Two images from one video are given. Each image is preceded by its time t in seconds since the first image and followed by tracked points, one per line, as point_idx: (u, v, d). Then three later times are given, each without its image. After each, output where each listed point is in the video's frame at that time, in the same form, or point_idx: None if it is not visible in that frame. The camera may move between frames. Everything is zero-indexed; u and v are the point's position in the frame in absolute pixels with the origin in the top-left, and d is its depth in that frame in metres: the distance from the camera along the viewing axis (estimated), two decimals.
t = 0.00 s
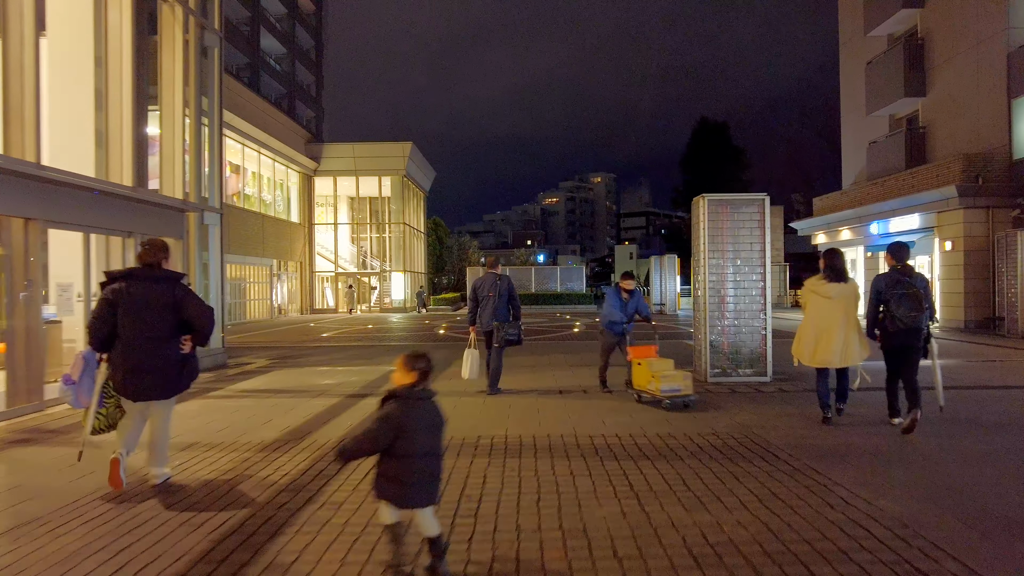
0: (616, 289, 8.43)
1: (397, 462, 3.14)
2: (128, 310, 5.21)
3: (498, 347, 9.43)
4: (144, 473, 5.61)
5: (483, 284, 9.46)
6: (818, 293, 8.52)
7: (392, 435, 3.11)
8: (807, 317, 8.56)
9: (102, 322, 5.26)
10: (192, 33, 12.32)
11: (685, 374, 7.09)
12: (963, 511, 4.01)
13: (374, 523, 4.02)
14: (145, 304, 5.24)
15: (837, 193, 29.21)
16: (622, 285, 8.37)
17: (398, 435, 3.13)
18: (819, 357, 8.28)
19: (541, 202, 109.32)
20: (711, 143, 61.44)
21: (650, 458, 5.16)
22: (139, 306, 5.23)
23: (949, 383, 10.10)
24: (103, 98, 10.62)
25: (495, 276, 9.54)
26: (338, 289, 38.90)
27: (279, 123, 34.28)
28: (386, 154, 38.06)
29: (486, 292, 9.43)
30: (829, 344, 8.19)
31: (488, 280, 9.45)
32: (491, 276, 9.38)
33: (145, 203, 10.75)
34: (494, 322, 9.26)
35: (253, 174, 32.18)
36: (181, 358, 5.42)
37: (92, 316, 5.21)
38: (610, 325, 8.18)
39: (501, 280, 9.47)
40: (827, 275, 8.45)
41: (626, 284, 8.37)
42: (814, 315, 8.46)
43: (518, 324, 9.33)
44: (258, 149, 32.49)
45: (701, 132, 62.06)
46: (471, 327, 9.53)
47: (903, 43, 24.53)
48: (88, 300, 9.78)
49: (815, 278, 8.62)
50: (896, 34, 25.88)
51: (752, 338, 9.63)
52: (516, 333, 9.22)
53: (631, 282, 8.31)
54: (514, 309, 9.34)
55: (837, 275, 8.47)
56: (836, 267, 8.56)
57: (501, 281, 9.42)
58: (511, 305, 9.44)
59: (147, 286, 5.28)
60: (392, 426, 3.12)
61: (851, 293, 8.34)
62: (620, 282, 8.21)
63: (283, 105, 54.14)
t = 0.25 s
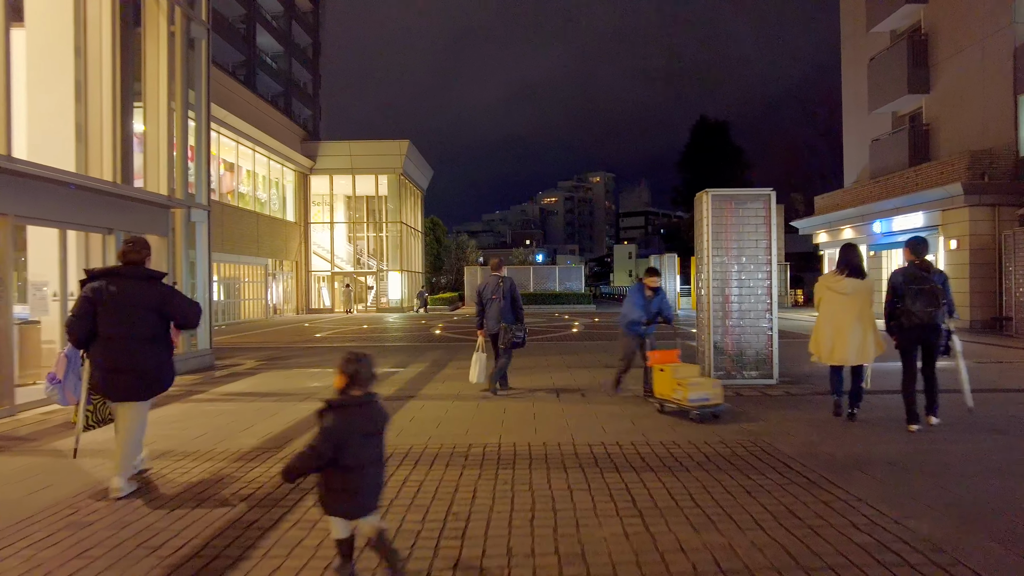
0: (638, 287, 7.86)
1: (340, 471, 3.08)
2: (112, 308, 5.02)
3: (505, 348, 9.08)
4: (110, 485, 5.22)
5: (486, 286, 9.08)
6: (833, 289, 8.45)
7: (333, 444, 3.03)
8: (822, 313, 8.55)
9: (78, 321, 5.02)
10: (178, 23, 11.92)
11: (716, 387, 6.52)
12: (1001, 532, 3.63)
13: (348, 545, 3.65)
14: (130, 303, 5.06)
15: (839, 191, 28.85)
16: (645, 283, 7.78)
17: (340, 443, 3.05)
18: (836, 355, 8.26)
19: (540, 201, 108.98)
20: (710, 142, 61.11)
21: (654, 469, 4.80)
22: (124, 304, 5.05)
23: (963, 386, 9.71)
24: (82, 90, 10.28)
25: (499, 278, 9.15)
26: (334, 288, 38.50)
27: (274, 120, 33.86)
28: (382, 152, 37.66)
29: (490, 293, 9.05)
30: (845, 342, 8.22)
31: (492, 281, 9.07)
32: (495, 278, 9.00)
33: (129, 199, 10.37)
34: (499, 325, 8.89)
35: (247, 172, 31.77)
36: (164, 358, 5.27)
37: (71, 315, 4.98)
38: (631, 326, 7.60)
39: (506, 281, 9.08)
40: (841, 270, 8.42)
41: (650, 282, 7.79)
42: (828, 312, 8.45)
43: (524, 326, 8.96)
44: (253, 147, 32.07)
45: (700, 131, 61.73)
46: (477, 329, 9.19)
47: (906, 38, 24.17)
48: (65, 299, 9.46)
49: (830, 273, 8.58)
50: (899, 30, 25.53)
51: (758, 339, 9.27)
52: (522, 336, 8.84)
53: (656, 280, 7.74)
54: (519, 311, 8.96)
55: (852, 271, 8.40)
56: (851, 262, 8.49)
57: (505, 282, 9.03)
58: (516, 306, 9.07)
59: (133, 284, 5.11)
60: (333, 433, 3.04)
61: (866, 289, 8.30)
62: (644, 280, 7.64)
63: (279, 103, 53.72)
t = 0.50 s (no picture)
0: (665, 288, 6.90)
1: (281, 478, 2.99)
2: (96, 312, 5.00)
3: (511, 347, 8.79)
4: (74, 497, 4.82)
5: (494, 283, 8.79)
6: (850, 292, 8.14)
7: (277, 447, 2.95)
8: (840, 318, 8.20)
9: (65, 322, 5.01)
10: (166, 13, 11.49)
11: (759, 398, 5.87)
12: None
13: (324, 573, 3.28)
14: (116, 305, 5.07)
15: (842, 190, 28.48)
16: (673, 281, 6.83)
17: (282, 447, 2.97)
18: (860, 359, 7.88)
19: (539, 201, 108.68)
20: (711, 141, 60.80)
21: (665, 485, 4.42)
22: (107, 306, 5.04)
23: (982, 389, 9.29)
24: (64, 82, 9.93)
25: (507, 275, 8.84)
26: (331, 288, 38.10)
27: (270, 118, 33.48)
28: (380, 150, 37.29)
29: (498, 291, 8.77)
30: (869, 345, 7.84)
31: (499, 278, 8.77)
32: (503, 275, 8.69)
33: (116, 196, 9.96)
34: (504, 323, 8.59)
35: (243, 170, 31.37)
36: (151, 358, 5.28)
37: (57, 316, 4.98)
38: (661, 331, 6.61)
39: (513, 279, 8.77)
40: (856, 274, 8.16)
41: (678, 281, 6.84)
42: (847, 315, 8.11)
43: (529, 324, 8.65)
44: (249, 145, 31.68)
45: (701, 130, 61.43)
46: (485, 326, 8.93)
47: (911, 35, 23.81)
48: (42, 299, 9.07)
49: (844, 278, 8.29)
50: (904, 27, 25.17)
51: (767, 342, 8.90)
52: (527, 335, 8.55)
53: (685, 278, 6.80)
54: (526, 309, 8.66)
55: (867, 273, 8.12)
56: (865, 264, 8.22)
57: (513, 280, 8.72)
58: (524, 305, 8.76)
59: (115, 284, 5.10)
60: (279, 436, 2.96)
61: (885, 290, 7.98)
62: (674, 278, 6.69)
63: (277, 102, 53.33)
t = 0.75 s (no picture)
0: (694, 285, 6.21)
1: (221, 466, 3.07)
2: (82, 303, 5.01)
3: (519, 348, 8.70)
4: (36, 512, 4.49)
5: (505, 284, 8.81)
6: (859, 290, 7.75)
7: (223, 438, 3.05)
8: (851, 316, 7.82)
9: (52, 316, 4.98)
10: (154, 3, 11.11)
11: (817, 410, 5.40)
12: None
13: None
14: (107, 298, 5.10)
15: (845, 189, 28.14)
16: (705, 278, 6.17)
17: (224, 435, 3.06)
18: (872, 357, 7.50)
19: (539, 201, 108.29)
20: (711, 140, 60.47)
21: (674, 500, 4.08)
22: (93, 298, 5.05)
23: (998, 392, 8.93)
24: (43, 80, 9.79)
25: (518, 277, 8.88)
26: (328, 287, 37.72)
27: (267, 116, 33.06)
28: (378, 148, 36.93)
29: (507, 292, 8.74)
30: (882, 344, 7.45)
31: (510, 279, 8.80)
32: (513, 276, 8.72)
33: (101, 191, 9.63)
34: (512, 323, 8.54)
35: (239, 168, 30.95)
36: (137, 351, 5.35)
37: (44, 309, 4.93)
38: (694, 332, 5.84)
39: (523, 281, 8.79)
40: (865, 269, 7.74)
41: (710, 278, 6.16)
42: (857, 313, 7.74)
43: (536, 325, 8.59)
44: (245, 142, 31.26)
45: (701, 129, 61.09)
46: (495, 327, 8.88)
47: (916, 32, 23.49)
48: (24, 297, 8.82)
49: (853, 274, 7.88)
50: (908, 25, 24.85)
51: (775, 343, 8.52)
52: (533, 335, 8.47)
53: (719, 275, 6.15)
54: (534, 310, 8.63)
55: (875, 268, 7.72)
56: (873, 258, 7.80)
57: (523, 281, 8.74)
58: (533, 306, 8.74)
59: (105, 279, 5.14)
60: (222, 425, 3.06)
61: (897, 285, 7.57)
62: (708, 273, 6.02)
63: (274, 100, 52.90)
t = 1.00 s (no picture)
0: (736, 282, 5.49)
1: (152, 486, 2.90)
2: (71, 304, 4.67)
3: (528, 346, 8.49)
4: None
5: (511, 281, 8.59)
6: (873, 290, 7.36)
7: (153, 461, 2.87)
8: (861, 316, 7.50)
9: (37, 317, 4.61)
10: None
11: (884, 426, 4.69)
12: None
13: None
14: (97, 300, 4.76)
15: (848, 188, 27.75)
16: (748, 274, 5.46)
17: (155, 457, 2.90)
18: (876, 362, 7.24)
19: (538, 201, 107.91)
20: (711, 139, 60.15)
21: (686, 523, 3.67)
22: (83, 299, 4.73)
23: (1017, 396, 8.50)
24: (18, 70, 9.47)
25: (524, 273, 8.66)
26: (325, 287, 37.29)
27: (262, 114, 32.61)
28: (375, 147, 36.56)
29: (514, 289, 8.58)
30: (886, 349, 7.17)
31: (517, 276, 8.59)
32: (519, 272, 8.50)
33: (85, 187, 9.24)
34: (522, 319, 8.35)
35: (234, 166, 30.47)
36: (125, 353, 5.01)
37: (30, 311, 4.57)
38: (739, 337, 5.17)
39: (530, 276, 8.58)
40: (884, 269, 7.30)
41: (754, 274, 5.46)
42: (865, 315, 7.40)
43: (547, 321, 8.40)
44: (240, 141, 30.75)
45: (701, 128, 60.77)
46: (501, 326, 8.69)
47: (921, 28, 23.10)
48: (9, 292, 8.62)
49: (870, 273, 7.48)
50: (912, 20, 24.46)
51: (783, 345, 8.13)
52: (545, 331, 8.28)
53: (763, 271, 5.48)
54: (543, 306, 8.44)
55: (893, 268, 7.30)
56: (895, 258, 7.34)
57: (530, 277, 8.53)
58: (541, 302, 8.56)
59: (94, 279, 4.78)
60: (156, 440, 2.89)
61: (915, 289, 7.16)
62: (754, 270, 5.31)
63: (271, 99, 52.48)
